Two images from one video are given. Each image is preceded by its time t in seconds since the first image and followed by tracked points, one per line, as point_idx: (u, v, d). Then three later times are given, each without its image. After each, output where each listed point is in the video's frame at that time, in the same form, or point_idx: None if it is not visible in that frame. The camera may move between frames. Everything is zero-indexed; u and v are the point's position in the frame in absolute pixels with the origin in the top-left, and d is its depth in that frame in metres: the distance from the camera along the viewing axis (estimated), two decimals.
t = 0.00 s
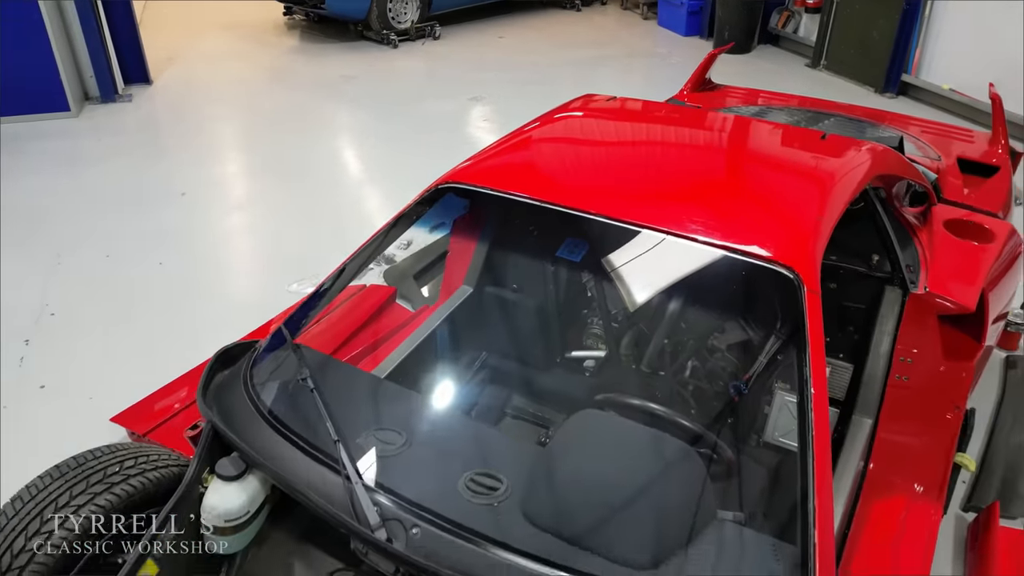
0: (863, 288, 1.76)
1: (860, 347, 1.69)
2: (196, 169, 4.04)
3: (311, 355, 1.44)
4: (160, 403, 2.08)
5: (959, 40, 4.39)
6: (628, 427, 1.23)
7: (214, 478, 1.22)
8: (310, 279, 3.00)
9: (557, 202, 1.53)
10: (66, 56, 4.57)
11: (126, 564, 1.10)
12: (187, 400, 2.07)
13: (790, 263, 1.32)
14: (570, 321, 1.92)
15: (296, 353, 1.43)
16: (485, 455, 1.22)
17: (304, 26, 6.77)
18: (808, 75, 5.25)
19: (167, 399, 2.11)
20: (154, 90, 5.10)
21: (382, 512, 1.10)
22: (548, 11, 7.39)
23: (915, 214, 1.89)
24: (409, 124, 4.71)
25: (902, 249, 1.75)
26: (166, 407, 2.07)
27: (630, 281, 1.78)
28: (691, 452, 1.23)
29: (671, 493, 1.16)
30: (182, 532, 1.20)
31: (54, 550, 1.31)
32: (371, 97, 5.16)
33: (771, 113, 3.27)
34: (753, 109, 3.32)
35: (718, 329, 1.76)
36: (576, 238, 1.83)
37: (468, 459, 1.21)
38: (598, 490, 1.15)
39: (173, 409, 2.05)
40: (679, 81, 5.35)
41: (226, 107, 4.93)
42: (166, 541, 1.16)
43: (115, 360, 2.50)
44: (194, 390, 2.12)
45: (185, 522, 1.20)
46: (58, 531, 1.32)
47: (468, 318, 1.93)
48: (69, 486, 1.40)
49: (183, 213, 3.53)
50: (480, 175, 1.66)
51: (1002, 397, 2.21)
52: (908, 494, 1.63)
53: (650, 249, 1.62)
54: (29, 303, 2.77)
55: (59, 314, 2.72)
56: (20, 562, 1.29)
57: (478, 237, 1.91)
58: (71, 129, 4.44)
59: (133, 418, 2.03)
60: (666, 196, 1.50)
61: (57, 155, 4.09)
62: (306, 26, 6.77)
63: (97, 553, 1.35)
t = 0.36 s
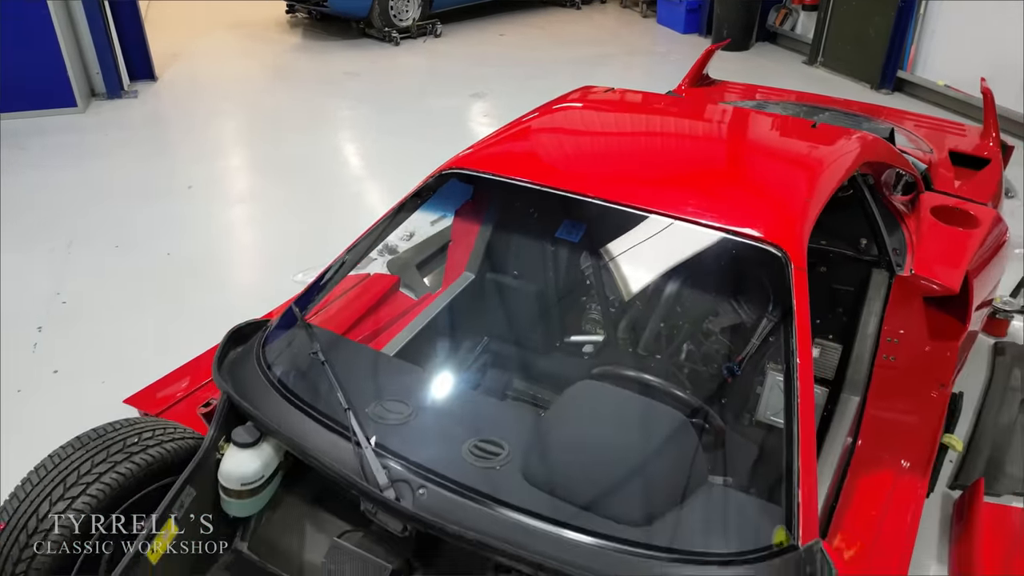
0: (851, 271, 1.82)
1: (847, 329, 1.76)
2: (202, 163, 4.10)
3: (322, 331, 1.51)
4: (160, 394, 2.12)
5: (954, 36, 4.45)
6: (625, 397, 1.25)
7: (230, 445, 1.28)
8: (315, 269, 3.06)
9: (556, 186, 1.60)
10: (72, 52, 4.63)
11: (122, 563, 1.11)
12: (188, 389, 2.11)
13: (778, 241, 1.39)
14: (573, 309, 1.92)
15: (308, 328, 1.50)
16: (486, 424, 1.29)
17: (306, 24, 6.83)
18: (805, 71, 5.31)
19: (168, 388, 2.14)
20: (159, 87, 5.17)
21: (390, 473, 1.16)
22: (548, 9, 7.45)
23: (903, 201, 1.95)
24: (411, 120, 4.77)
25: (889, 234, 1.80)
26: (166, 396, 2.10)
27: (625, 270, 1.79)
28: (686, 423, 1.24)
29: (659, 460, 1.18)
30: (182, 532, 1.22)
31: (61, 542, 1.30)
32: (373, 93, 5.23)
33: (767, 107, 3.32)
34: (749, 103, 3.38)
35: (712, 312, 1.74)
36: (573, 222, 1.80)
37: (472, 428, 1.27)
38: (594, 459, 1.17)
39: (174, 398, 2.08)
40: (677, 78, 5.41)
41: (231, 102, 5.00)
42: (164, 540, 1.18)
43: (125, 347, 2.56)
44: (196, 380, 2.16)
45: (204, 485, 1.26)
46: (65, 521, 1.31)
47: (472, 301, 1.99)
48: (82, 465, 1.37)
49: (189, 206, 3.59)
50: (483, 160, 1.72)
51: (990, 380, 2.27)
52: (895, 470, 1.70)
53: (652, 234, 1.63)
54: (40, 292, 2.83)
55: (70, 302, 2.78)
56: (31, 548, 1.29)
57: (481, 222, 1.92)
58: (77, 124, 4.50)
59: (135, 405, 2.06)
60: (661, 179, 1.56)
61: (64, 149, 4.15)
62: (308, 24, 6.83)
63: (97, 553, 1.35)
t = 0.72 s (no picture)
0: (841, 255, 1.87)
1: (835, 310, 1.83)
2: (207, 158, 4.16)
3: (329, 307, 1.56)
4: (164, 382, 2.06)
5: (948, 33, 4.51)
6: (621, 370, 1.29)
7: (245, 415, 1.34)
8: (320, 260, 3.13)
9: (554, 170, 1.65)
10: (79, 48, 4.69)
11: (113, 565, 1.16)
12: (191, 379, 2.06)
13: (767, 223, 1.45)
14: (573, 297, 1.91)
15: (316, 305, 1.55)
16: (488, 392, 1.34)
17: (309, 21, 6.90)
18: (802, 68, 5.37)
19: (170, 378, 2.09)
20: (164, 83, 5.23)
21: (398, 438, 1.22)
22: (548, 7, 7.51)
23: (893, 190, 2.01)
24: (412, 116, 4.83)
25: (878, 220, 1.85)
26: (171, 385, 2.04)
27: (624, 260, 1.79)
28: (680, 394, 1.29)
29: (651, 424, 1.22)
30: (182, 533, 1.26)
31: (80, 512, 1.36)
32: (375, 89, 5.29)
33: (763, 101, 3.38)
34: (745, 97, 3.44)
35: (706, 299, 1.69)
36: (571, 203, 1.79)
37: (474, 397, 1.33)
38: (594, 430, 1.22)
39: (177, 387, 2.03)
40: (675, 75, 5.48)
41: (235, 98, 5.06)
42: (161, 542, 1.22)
43: (135, 334, 2.62)
44: (199, 370, 2.11)
45: (221, 454, 1.33)
46: (84, 492, 1.37)
47: (472, 292, 1.98)
48: (100, 438, 1.43)
49: (196, 199, 3.66)
50: (483, 147, 1.78)
51: (978, 366, 2.33)
52: (884, 446, 1.77)
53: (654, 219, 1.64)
54: (52, 280, 2.90)
55: (80, 291, 2.84)
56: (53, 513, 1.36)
57: (484, 205, 1.94)
58: (84, 119, 4.56)
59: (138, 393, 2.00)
60: (656, 163, 1.61)
61: (71, 144, 4.21)
62: (311, 22, 6.89)
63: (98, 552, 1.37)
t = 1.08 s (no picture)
0: (832, 241, 1.93)
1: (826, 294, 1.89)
2: (214, 152, 4.22)
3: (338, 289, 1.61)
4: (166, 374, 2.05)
5: (943, 30, 4.57)
6: (614, 343, 1.35)
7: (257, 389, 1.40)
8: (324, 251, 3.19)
9: (554, 157, 1.71)
10: (85, 45, 4.76)
11: (108, 562, 1.21)
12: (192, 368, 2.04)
13: (759, 206, 1.50)
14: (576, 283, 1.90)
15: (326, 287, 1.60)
16: (492, 366, 1.40)
17: (311, 19, 6.96)
18: (799, 65, 5.43)
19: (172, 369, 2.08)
20: (169, 80, 5.29)
21: (405, 409, 1.28)
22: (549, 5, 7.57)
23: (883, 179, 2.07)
24: (414, 112, 4.89)
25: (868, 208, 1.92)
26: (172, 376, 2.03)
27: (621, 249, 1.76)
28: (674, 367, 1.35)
29: (644, 393, 1.28)
30: (182, 532, 1.30)
31: (102, 481, 1.41)
32: (378, 86, 5.35)
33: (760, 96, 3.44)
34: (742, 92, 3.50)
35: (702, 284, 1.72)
36: (569, 188, 1.80)
37: (478, 371, 1.38)
38: (592, 401, 1.28)
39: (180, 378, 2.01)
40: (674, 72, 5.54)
41: (239, 94, 5.12)
42: (161, 542, 1.27)
43: (143, 322, 2.68)
44: (200, 359, 2.10)
45: (235, 426, 1.39)
46: (106, 462, 1.41)
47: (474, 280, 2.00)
48: (119, 414, 1.48)
49: (202, 193, 3.72)
50: (486, 136, 1.84)
51: (968, 353, 2.40)
52: (873, 427, 1.82)
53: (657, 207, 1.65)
54: (62, 270, 2.96)
55: (91, 280, 2.91)
56: (75, 484, 1.40)
57: (488, 188, 1.98)
58: (91, 115, 4.62)
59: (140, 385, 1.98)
60: (653, 151, 1.67)
61: (79, 139, 4.27)
62: (313, 20, 6.94)
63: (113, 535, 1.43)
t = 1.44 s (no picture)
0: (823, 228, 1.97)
1: (819, 279, 1.95)
2: (214, 148, 4.27)
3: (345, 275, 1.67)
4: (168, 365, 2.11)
5: (939, 26, 4.62)
6: (610, 322, 1.42)
7: (268, 366, 1.46)
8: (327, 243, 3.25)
9: (554, 145, 1.76)
10: (91, 42, 4.81)
11: (103, 561, 1.20)
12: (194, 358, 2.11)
13: (752, 190, 1.55)
14: (573, 275, 1.94)
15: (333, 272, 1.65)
16: (496, 343, 1.45)
17: (313, 17, 7.02)
18: (797, 62, 5.48)
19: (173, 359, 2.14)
20: (173, 76, 5.35)
21: (410, 383, 1.34)
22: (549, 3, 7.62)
23: (875, 169, 2.13)
24: (415, 108, 4.95)
25: (858, 196, 1.97)
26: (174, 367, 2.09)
27: (618, 240, 1.78)
28: (668, 344, 1.41)
29: (638, 368, 1.34)
30: (182, 533, 1.33)
31: (120, 454, 1.46)
32: (380, 82, 5.40)
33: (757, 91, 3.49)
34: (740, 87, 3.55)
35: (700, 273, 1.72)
36: (568, 173, 1.85)
37: (481, 348, 1.44)
38: (590, 376, 1.33)
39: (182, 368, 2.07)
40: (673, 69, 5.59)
41: (242, 91, 5.17)
42: (161, 542, 1.29)
43: (151, 312, 2.74)
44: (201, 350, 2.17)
45: (247, 400, 1.44)
46: (123, 436, 1.46)
47: (475, 270, 2.05)
48: (135, 391, 1.53)
49: (206, 187, 3.77)
50: (489, 125, 1.89)
51: (959, 340, 2.45)
52: (863, 408, 1.88)
53: (657, 196, 1.69)
54: (72, 261, 3.02)
55: (100, 271, 2.97)
56: (93, 458, 1.45)
57: (491, 176, 2.03)
58: (97, 111, 4.68)
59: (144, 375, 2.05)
60: (649, 139, 1.72)
61: (85, 135, 4.33)
62: (315, 18, 7.00)
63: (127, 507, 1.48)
